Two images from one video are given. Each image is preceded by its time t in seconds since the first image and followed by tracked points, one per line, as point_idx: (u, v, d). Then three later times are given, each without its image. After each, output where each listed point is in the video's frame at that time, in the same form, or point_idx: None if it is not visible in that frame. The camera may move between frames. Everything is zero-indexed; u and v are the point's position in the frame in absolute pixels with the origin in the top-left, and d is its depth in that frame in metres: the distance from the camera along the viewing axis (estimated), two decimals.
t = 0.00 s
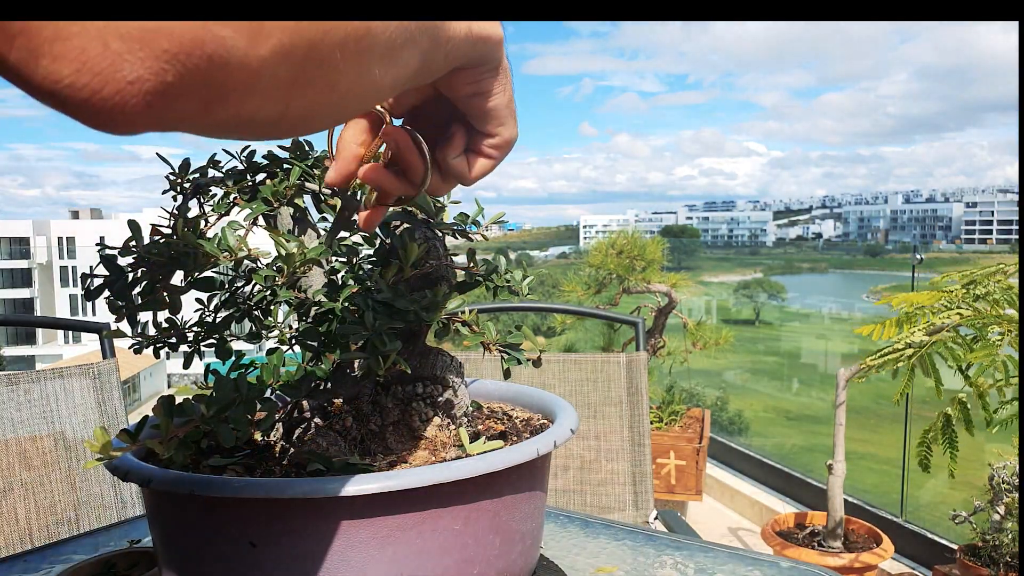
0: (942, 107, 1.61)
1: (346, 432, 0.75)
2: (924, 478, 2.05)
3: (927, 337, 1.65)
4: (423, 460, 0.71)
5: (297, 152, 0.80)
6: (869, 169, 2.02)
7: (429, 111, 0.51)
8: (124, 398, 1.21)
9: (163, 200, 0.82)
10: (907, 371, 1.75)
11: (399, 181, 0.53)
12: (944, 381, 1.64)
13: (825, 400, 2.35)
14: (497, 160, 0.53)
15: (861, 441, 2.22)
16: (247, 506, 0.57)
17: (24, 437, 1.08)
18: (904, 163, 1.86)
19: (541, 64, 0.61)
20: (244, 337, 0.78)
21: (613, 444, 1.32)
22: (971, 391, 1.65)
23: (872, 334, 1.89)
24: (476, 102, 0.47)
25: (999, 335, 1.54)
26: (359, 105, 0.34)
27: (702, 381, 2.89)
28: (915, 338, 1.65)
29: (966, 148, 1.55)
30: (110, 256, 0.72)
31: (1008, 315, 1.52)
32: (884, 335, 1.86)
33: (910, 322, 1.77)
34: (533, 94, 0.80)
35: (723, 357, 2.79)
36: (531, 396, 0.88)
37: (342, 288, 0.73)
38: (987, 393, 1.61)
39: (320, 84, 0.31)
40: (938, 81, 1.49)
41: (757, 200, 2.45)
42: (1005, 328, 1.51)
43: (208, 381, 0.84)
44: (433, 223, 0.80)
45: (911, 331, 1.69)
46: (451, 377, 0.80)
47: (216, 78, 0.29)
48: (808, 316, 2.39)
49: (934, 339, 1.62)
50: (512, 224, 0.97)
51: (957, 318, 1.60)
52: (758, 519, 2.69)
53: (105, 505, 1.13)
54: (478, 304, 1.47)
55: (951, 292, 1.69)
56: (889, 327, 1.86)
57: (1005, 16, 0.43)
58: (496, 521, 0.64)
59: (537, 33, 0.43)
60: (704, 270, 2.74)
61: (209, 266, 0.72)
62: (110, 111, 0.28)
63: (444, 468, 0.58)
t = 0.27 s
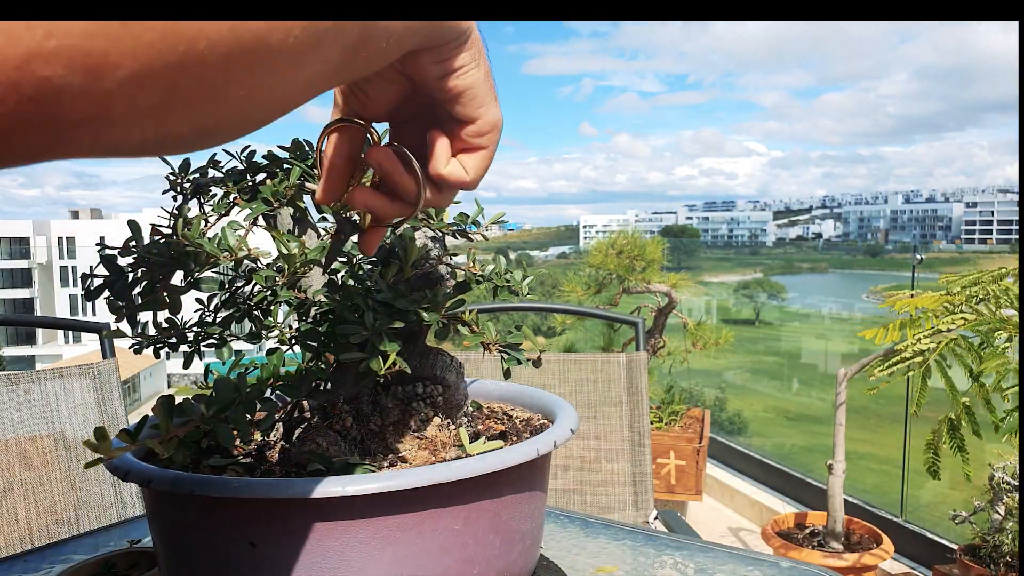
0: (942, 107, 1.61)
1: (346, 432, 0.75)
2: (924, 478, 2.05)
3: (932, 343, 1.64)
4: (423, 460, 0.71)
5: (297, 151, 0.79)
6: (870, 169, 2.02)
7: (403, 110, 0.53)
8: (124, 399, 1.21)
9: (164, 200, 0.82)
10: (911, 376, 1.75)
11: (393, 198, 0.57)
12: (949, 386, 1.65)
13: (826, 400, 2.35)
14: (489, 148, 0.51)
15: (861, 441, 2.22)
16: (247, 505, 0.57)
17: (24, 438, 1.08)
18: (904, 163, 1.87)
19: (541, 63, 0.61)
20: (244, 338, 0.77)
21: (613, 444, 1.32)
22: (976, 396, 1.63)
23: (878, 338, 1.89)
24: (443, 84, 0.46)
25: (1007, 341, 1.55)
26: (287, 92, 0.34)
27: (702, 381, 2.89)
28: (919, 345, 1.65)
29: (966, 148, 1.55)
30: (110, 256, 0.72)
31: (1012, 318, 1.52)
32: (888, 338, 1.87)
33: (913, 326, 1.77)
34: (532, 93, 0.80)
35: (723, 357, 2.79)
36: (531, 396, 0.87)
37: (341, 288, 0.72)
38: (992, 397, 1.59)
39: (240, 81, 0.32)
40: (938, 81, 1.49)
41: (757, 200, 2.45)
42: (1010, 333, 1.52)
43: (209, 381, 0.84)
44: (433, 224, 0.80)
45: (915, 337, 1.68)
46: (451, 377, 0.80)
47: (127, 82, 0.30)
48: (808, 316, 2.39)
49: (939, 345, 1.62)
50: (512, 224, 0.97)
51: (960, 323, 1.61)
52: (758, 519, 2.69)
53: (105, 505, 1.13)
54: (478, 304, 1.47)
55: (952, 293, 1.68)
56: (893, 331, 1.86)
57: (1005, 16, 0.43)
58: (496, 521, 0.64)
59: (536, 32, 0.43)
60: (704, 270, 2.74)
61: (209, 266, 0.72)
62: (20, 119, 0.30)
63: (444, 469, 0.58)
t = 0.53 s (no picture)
0: (942, 107, 1.61)
1: (346, 432, 0.74)
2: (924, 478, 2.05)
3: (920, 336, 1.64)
4: (423, 460, 0.71)
5: (297, 152, 0.80)
6: (870, 169, 2.04)
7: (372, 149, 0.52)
8: (124, 399, 1.21)
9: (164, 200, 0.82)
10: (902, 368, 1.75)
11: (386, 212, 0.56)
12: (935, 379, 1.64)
13: (826, 400, 2.34)
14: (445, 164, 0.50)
15: (861, 441, 2.22)
16: (248, 505, 0.57)
17: (24, 438, 1.08)
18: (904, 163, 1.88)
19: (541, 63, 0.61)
20: (244, 337, 0.77)
21: (613, 444, 1.32)
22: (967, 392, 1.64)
23: (867, 332, 1.92)
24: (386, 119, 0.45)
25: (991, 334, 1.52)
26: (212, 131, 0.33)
27: (702, 381, 2.89)
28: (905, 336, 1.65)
29: (966, 148, 1.55)
30: (110, 255, 0.72)
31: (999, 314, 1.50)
32: (878, 332, 1.90)
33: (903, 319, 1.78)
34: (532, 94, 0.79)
35: (723, 358, 2.79)
36: (531, 396, 0.88)
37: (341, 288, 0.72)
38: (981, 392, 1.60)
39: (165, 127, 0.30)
40: (937, 81, 1.49)
41: (757, 200, 2.45)
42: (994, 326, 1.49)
43: (209, 381, 0.84)
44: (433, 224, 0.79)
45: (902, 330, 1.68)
46: (451, 378, 0.81)
47: (98, 121, 0.28)
48: (808, 316, 2.39)
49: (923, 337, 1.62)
50: (512, 224, 0.97)
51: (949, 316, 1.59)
52: (758, 519, 2.69)
53: (105, 505, 1.13)
54: (478, 304, 1.47)
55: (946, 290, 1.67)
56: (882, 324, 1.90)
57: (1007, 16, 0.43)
58: (496, 521, 0.64)
59: (535, 33, 0.42)
60: (704, 269, 2.74)
61: (209, 266, 0.72)
62: None
63: (444, 468, 0.58)
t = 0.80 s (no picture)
0: (942, 107, 1.62)
1: (346, 433, 0.74)
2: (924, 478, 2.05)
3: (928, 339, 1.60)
4: (423, 460, 0.71)
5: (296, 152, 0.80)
6: (870, 169, 2.06)
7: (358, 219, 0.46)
8: (124, 399, 1.21)
9: (164, 200, 0.82)
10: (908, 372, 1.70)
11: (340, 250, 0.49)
12: (944, 382, 1.61)
13: (826, 400, 2.34)
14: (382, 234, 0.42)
15: (861, 441, 2.22)
16: (248, 505, 0.57)
17: (24, 437, 1.08)
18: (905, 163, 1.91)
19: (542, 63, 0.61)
20: (244, 337, 0.78)
21: (613, 444, 1.32)
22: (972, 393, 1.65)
23: (874, 335, 1.85)
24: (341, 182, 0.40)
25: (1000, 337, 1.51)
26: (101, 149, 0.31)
27: (702, 381, 2.88)
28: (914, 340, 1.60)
29: (965, 148, 1.56)
30: (110, 255, 0.72)
31: (1007, 316, 1.49)
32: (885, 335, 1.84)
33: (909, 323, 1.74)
34: (531, 94, 0.79)
35: (724, 358, 2.78)
36: (531, 396, 0.88)
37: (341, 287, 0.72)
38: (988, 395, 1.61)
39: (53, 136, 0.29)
40: (937, 81, 1.50)
41: (757, 200, 2.46)
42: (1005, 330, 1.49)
43: (209, 381, 0.84)
44: (433, 224, 0.79)
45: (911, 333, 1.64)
46: (451, 378, 0.81)
47: None
48: (808, 316, 2.39)
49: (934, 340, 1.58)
50: (512, 224, 0.97)
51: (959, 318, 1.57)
52: (758, 520, 2.69)
53: (105, 505, 1.13)
54: (478, 305, 1.47)
55: (951, 293, 1.66)
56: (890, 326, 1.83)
57: (1005, 18, 0.43)
58: (496, 521, 0.64)
59: (534, 33, 0.42)
60: (704, 269, 2.73)
61: (209, 266, 0.72)
62: None
63: (444, 469, 0.58)
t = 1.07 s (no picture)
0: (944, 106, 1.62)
1: (346, 433, 0.75)
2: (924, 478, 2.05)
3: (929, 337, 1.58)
4: (423, 460, 0.71)
5: (296, 152, 0.80)
6: (870, 169, 2.13)
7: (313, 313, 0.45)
8: (124, 399, 1.21)
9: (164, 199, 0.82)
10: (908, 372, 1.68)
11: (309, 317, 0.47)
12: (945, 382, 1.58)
13: (826, 400, 2.34)
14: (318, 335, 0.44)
15: (861, 441, 2.22)
16: (248, 505, 0.57)
17: (24, 437, 1.08)
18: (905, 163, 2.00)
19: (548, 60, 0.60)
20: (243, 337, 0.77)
21: (613, 444, 1.32)
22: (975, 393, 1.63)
23: (875, 336, 1.79)
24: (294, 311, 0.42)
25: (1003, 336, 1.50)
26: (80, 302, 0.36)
27: (702, 381, 2.85)
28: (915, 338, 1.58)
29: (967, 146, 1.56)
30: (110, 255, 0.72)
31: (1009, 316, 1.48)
32: (886, 337, 1.78)
33: (909, 323, 1.71)
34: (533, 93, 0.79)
35: (723, 358, 2.73)
36: (532, 396, 0.88)
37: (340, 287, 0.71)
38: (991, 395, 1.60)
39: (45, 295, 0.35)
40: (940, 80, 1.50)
41: (757, 200, 2.47)
42: (1008, 329, 1.48)
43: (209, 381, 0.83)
44: (432, 224, 0.80)
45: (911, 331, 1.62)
46: (452, 378, 0.81)
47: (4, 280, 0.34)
48: (808, 316, 2.37)
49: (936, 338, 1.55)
50: (512, 224, 0.97)
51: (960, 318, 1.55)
52: (758, 520, 2.69)
53: (105, 505, 1.13)
54: (479, 304, 1.47)
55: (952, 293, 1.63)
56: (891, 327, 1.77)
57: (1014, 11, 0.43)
58: (496, 521, 0.64)
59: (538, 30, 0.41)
60: (705, 269, 2.69)
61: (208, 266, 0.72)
62: None
63: (444, 468, 0.58)
